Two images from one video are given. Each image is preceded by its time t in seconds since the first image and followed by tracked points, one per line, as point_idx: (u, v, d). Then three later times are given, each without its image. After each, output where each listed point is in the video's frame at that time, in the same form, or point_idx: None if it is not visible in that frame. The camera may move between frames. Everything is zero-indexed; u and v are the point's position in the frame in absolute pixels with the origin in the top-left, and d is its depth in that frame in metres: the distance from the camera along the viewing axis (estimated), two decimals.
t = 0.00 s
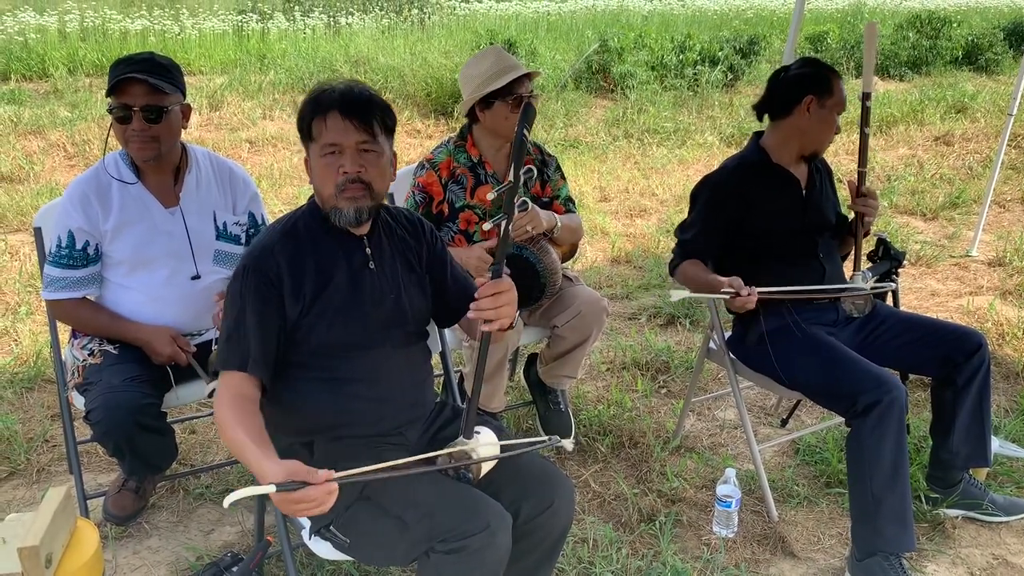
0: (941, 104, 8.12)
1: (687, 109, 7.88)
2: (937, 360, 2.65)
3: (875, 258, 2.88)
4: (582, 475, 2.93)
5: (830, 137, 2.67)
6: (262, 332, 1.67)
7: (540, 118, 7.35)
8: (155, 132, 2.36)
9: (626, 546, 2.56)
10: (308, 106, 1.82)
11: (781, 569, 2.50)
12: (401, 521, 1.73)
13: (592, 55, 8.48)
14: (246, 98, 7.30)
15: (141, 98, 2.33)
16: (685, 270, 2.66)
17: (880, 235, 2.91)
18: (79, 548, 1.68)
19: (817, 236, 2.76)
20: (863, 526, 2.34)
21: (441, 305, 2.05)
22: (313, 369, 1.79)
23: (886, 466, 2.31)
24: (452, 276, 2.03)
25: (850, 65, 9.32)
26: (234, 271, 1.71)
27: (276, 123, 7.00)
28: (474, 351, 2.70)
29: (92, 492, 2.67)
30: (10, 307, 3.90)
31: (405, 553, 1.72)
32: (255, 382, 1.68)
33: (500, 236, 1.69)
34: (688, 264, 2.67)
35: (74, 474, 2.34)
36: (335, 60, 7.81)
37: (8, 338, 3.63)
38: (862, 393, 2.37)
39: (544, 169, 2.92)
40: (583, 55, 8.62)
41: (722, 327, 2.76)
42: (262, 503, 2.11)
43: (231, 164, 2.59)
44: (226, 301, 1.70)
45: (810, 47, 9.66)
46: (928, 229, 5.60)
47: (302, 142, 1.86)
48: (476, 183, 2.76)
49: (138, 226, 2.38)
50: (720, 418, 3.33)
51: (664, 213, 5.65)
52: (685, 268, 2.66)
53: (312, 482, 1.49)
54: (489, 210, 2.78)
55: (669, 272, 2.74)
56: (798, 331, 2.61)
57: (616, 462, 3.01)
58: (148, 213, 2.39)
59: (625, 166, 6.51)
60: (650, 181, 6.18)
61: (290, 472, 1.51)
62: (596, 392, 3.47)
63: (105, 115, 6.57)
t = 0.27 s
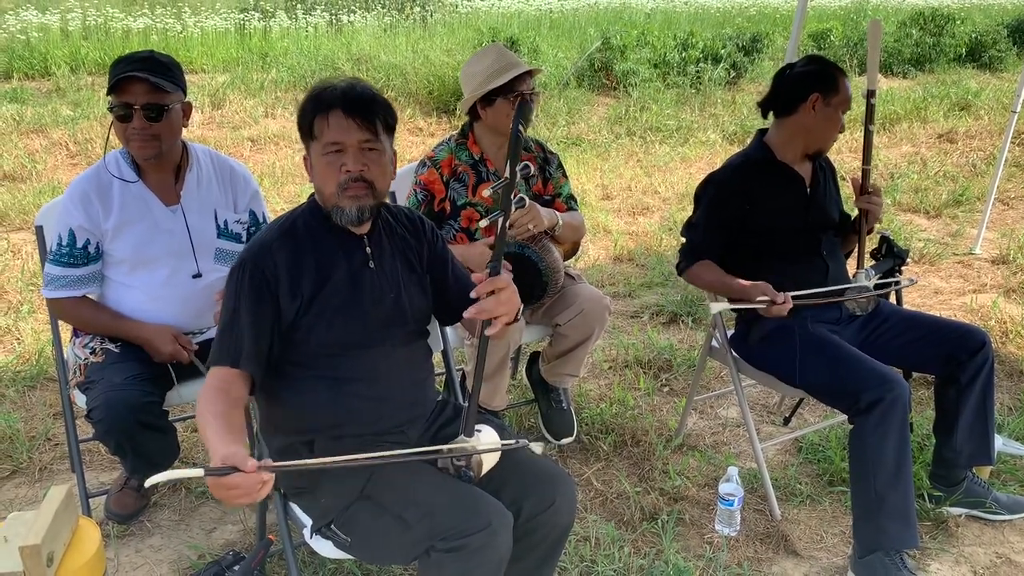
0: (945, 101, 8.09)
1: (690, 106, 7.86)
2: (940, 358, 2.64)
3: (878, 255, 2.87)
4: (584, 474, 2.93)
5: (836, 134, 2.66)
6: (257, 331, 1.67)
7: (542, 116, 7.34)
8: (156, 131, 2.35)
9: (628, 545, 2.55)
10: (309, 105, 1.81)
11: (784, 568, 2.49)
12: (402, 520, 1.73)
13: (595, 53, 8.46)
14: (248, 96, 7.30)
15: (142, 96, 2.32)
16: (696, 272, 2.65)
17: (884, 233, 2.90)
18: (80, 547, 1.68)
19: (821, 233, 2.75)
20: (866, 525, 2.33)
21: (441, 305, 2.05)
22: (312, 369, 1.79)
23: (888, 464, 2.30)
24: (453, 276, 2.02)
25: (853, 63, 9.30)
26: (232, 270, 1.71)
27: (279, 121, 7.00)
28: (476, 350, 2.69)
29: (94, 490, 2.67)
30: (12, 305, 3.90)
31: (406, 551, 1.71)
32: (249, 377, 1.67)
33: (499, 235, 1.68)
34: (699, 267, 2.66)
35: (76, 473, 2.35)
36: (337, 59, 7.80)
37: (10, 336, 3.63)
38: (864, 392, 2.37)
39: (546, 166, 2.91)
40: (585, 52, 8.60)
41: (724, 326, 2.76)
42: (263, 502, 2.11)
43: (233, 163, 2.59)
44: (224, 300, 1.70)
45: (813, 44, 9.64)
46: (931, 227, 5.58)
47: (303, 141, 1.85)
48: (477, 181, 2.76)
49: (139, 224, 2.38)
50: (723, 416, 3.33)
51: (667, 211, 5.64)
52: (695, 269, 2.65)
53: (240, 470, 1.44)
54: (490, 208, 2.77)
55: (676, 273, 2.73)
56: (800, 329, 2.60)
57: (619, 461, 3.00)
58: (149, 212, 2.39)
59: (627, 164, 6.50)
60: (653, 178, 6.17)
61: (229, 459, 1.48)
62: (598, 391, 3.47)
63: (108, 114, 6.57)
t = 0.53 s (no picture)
0: (946, 99, 8.08)
1: (691, 105, 7.85)
2: (942, 356, 2.63)
3: (879, 254, 2.86)
4: (585, 473, 2.93)
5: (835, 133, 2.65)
6: (258, 335, 1.67)
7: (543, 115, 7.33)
8: (156, 130, 2.35)
9: (630, 544, 2.55)
10: (305, 105, 1.80)
11: (786, 567, 2.49)
12: (403, 520, 1.73)
13: (596, 51, 8.45)
14: (249, 94, 7.29)
15: (142, 95, 2.32)
16: (691, 272, 2.64)
17: (885, 231, 2.89)
18: (81, 547, 1.68)
19: (821, 232, 2.75)
20: (867, 524, 2.32)
21: (440, 302, 2.05)
22: (312, 369, 1.79)
23: (890, 463, 2.30)
24: (451, 273, 2.02)
25: (854, 60, 9.29)
26: (231, 273, 1.70)
27: (280, 120, 6.99)
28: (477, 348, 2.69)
29: (95, 489, 2.67)
30: (13, 304, 3.90)
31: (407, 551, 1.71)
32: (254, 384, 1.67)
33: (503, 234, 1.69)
34: (694, 266, 2.65)
35: (77, 472, 2.35)
36: (338, 57, 7.79)
37: (11, 335, 3.63)
38: (865, 390, 2.36)
39: (547, 164, 2.91)
40: (586, 51, 8.59)
41: (725, 324, 2.75)
42: (263, 501, 2.11)
43: (233, 162, 2.59)
44: (223, 304, 1.69)
45: (814, 42, 9.62)
46: (933, 225, 5.57)
47: (299, 141, 1.84)
48: (478, 179, 2.75)
49: (139, 224, 2.38)
50: (724, 415, 3.32)
51: (668, 210, 5.64)
52: (692, 269, 2.64)
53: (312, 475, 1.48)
54: (491, 206, 2.77)
55: (674, 273, 2.72)
56: (801, 328, 2.60)
57: (620, 460, 3.00)
58: (149, 211, 2.39)
59: (628, 163, 6.49)
60: (654, 177, 6.16)
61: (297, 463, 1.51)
62: (600, 389, 3.46)
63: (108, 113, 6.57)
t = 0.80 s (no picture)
0: (947, 98, 8.07)
1: (691, 104, 7.85)
2: (943, 356, 2.63)
3: (880, 253, 2.85)
4: (586, 473, 2.92)
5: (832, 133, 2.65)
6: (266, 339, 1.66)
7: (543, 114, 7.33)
8: (156, 131, 2.35)
9: (631, 544, 2.55)
10: (295, 108, 1.78)
11: (787, 567, 2.49)
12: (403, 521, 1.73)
13: (596, 50, 8.44)
14: (250, 94, 7.29)
15: (142, 96, 2.31)
16: (680, 270, 2.63)
17: (886, 231, 2.89)
18: (81, 548, 1.68)
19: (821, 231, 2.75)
20: (868, 523, 2.32)
21: (439, 300, 2.05)
22: (313, 371, 1.78)
23: (891, 463, 2.29)
24: (449, 270, 2.02)
25: (855, 59, 9.28)
26: (231, 280, 1.69)
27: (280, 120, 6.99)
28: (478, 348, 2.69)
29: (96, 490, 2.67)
30: (14, 305, 3.90)
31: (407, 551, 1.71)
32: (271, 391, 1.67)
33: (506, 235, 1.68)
34: (682, 263, 2.64)
35: (77, 472, 2.34)
36: (338, 57, 7.78)
37: (12, 336, 3.63)
38: (867, 390, 2.36)
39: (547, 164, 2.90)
40: (586, 50, 8.58)
41: (726, 324, 2.74)
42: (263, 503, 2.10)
43: (234, 162, 2.59)
44: (226, 312, 1.68)
45: (815, 41, 9.61)
46: (934, 224, 5.57)
47: (290, 144, 1.82)
48: (479, 179, 2.75)
49: (138, 225, 2.37)
50: (725, 415, 3.32)
51: (669, 209, 5.63)
52: (683, 266, 2.63)
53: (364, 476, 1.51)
54: (493, 206, 2.77)
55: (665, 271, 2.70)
56: (803, 327, 2.60)
57: (621, 460, 3.00)
58: (148, 212, 2.39)
59: (629, 162, 6.49)
60: (655, 176, 6.16)
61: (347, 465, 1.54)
62: (601, 389, 3.46)
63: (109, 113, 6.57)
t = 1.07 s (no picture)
0: (949, 97, 8.06)
1: (693, 103, 7.84)
2: (945, 356, 2.63)
3: (882, 253, 2.85)
4: (587, 473, 2.92)
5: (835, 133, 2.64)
6: (253, 346, 1.65)
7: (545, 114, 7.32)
8: (162, 132, 2.35)
9: (633, 545, 2.55)
10: (298, 112, 1.78)
11: (789, 568, 2.48)
12: (400, 527, 1.72)
13: (598, 50, 8.44)
14: (251, 95, 7.29)
15: (148, 97, 2.32)
16: (678, 266, 2.60)
17: (888, 230, 2.89)
18: (82, 550, 1.68)
19: (822, 231, 2.74)
20: (870, 524, 2.31)
21: (441, 303, 2.04)
22: (312, 377, 1.78)
23: (894, 463, 2.28)
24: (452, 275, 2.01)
25: (856, 58, 9.27)
26: (225, 283, 1.69)
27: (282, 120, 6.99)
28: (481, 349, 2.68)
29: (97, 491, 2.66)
30: (15, 306, 3.90)
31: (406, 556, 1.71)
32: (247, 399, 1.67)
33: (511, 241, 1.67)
34: (682, 260, 2.61)
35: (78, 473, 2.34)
36: (339, 57, 7.78)
37: (13, 337, 3.63)
38: (869, 390, 2.35)
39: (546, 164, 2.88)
40: (588, 49, 8.58)
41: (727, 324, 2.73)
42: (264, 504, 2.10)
43: (233, 162, 2.59)
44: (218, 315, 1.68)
45: (816, 40, 9.61)
46: (936, 223, 5.56)
47: (291, 147, 1.82)
48: (484, 181, 2.75)
49: (138, 225, 2.37)
50: (727, 415, 3.32)
51: (670, 209, 5.63)
52: (680, 263, 2.60)
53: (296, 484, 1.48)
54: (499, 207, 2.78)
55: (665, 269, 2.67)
56: (805, 327, 2.59)
57: (623, 460, 2.99)
58: (148, 213, 2.39)
59: (631, 162, 6.48)
60: (656, 176, 6.15)
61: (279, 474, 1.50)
62: (602, 389, 3.46)
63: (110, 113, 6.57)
